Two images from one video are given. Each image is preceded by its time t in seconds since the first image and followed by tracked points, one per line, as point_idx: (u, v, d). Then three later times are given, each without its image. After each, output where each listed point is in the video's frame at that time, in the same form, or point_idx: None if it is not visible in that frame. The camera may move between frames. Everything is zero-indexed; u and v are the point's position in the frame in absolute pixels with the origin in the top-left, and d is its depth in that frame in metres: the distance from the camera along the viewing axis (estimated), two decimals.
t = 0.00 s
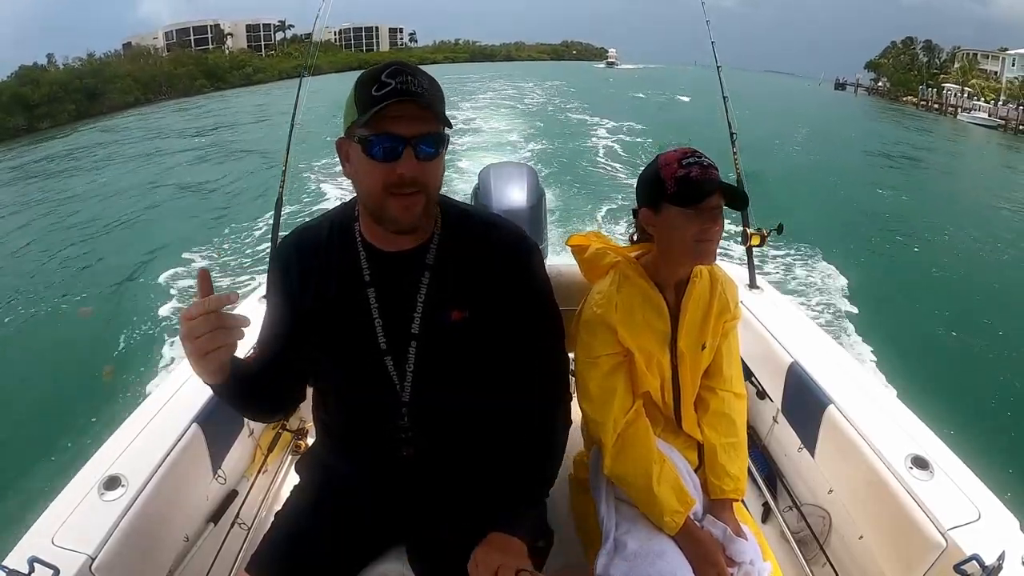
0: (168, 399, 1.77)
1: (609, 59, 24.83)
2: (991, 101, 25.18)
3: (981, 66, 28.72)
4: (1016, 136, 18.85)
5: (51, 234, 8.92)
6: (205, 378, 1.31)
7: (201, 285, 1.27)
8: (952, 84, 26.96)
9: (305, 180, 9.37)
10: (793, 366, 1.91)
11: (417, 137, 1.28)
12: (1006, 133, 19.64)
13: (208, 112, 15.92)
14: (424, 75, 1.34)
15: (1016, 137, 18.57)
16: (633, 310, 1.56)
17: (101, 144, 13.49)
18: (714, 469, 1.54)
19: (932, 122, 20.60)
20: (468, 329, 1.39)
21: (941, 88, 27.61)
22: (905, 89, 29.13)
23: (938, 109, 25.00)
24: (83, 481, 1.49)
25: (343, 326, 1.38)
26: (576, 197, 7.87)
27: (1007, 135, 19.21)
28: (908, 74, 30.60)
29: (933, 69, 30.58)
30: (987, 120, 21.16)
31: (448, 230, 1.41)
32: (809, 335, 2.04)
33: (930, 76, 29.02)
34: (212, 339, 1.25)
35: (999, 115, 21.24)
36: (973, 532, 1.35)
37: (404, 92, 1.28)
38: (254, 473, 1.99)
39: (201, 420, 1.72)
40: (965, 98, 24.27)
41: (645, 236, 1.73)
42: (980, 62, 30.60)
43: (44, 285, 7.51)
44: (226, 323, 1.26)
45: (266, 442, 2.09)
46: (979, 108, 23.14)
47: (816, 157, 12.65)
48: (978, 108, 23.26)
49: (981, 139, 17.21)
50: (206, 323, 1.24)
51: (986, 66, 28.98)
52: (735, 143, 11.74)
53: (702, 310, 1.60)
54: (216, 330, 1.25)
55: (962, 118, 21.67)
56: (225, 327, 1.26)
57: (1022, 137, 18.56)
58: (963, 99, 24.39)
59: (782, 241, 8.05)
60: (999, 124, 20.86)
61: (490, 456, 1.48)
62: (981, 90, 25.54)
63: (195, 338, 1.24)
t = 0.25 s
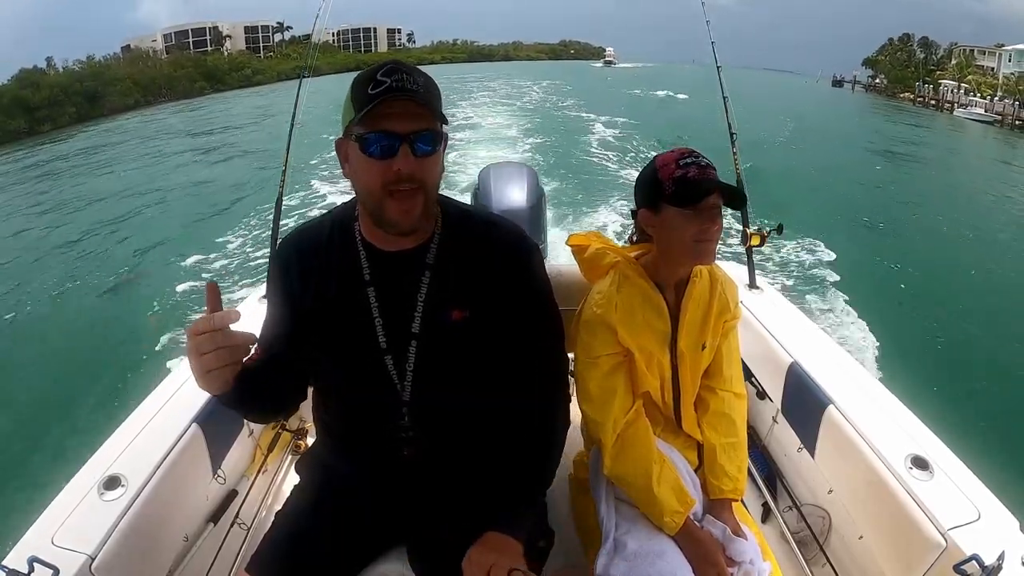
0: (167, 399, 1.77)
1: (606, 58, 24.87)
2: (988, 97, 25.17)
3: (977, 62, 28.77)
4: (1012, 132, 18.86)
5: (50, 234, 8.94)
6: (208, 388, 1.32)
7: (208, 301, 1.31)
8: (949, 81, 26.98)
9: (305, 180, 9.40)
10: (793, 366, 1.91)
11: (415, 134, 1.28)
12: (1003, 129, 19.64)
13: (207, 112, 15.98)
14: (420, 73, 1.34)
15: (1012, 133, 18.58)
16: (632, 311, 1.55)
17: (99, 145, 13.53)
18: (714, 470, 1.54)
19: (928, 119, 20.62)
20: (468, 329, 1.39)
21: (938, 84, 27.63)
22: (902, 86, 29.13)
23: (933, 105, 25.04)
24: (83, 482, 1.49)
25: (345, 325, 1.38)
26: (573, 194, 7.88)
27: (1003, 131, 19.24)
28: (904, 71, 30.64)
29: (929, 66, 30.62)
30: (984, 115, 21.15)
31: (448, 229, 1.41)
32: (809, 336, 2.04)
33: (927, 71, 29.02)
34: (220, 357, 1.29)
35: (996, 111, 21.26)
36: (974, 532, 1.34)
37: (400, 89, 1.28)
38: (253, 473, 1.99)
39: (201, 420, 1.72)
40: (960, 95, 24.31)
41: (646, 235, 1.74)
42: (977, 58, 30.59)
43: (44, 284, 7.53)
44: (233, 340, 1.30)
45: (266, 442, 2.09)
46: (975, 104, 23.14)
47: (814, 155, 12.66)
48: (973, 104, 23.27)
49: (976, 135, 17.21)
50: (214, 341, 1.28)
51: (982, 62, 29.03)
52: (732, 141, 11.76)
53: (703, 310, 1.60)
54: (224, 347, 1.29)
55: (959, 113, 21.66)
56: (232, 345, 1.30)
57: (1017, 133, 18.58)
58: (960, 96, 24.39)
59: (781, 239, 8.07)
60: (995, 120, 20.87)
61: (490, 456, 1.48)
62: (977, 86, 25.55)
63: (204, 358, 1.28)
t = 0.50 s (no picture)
0: (167, 398, 1.77)
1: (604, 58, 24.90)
2: (985, 96, 25.19)
3: (974, 62, 28.79)
4: (1009, 132, 18.88)
5: (49, 234, 8.95)
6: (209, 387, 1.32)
7: (214, 300, 1.31)
8: (946, 81, 26.99)
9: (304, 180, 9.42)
10: (793, 367, 1.91)
11: (418, 134, 1.28)
12: (1000, 128, 19.64)
13: (206, 113, 16.02)
14: (422, 73, 1.34)
15: (1010, 132, 18.58)
16: (633, 310, 1.55)
17: (99, 145, 13.56)
18: (714, 470, 1.54)
19: (925, 118, 20.63)
20: (470, 329, 1.39)
21: (935, 84, 27.65)
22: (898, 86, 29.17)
23: (930, 105, 25.07)
24: (83, 481, 1.49)
25: (346, 323, 1.38)
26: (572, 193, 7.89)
27: (1001, 130, 19.26)
28: (901, 71, 30.67)
29: (926, 65, 30.65)
30: (981, 115, 21.16)
31: (450, 230, 1.42)
32: (809, 336, 2.04)
33: (924, 71, 29.05)
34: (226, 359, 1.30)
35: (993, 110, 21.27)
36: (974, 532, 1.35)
37: (403, 90, 1.28)
38: (253, 473, 1.99)
39: (201, 420, 1.72)
40: (957, 95, 24.33)
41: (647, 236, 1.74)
42: (974, 58, 30.60)
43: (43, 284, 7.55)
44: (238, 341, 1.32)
45: (266, 442, 2.09)
46: (971, 103, 23.15)
47: (812, 154, 12.67)
48: (970, 104, 23.27)
49: (974, 135, 17.23)
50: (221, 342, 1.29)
51: (979, 62, 29.04)
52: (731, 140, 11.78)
53: (704, 310, 1.60)
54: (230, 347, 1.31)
55: (956, 113, 21.67)
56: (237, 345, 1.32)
57: (1015, 133, 18.59)
58: (957, 95, 24.40)
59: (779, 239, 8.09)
60: (992, 120, 20.89)
61: (490, 456, 1.48)
62: (974, 85, 25.56)
63: (210, 359, 1.29)
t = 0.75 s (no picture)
0: (167, 398, 1.77)
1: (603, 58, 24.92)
2: (982, 98, 25.23)
3: (971, 65, 28.87)
4: (1007, 134, 18.92)
5: (48, 233, 8.95)
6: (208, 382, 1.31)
7: (214, 292, 1.30)
8: (943, 83, 27.04)
9: (305, 180, 9.41)
10: (792, 366, 1.91)
11: (419, 136, 1.28)
12: (998, 130, 19.65)
13: (205, 112, 16.02)
14: (421, 73, 1.33)
15: (1007, 134, 18.62)
16: (632, 310, 1.55)
17: (99, 143, 13.58)
18: (713, 470, 1.54)
19: (923, 120, 20.65)
20: (469, 329, 1.40)
21: (933, 86, 27.69)
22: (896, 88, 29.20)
23: (928, 107, 25.11)
24: (82, 481, 1.49)
25: (346, 323, 1.38)
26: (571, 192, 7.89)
27: (998, 132, 19.29)
28: (898, 73, 30.73)
29: (924, 67, 30.70)
30: (978, 116, 21.20)
31: (449, 230, 1.42)
32: (808, 336, 2.04)
33: (921, 74, 29.10)
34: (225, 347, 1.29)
35: (989, 112, 21.32)
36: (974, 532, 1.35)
37: (403, 93, 1.28)
38: (253, 473, 1.99)
39: (201, 420, 1.72)
40: (954, 97, 24.39)
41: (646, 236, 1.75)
42: (971, 61, 30.67)
43: (42, 283, 7.54)
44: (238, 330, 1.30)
45: (265, 442, 2.09)
46: (968, 105, 23.20)
47: (811, 155, 12.68)
48: (967, 106, 23.32)
49: (971, 137, 17.26)
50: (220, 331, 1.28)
51: (976, 65, 29.13)
52: (731, 140, 11.77)
53: (703, 310, 1.60)
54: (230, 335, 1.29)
55: (953, 115, 21.70)
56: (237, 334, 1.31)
57: (1012, 135, 18.63)
58: (954, 98, 24.44)
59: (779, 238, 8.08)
60: (989, 122, 20.94)
61: (490, 456, 1.48)
62: (971, 88, 25.60)
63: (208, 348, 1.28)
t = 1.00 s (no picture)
0: (167, 398, 1.77)
1: (602, 59, 24.93)
2: (980, 101, 25.27)
3: (969, 68, 28.94)
4: (1004, 136, 18.94)
5: (48, 232, 8.95)
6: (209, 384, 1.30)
7: (217, 292, 1.30)
8: (941, 85, 27.11)
9: (305, 180, 9.42)
10: (792, 366, 1.91)
11: (420, 136, 1.28)
12: (996, 132, 19.70)
13: (206, 112, 16.04)
14: (422, 73, 1.34)
15: (1005, 136, 18.64)
16: (632, 310, 1.55)
17: (99, 141, 13.59)
18: (713, 469, 1.54)
19: (922, 122, 20.69)
20: (470, 329, 1.40)
21: (931, 89, 27.74)
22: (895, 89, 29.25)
23: (925, 108, 25.14)
24: (83, 481, 1.49)
25: (346, 323, 1.38)
26: (571, 192, 7.89)
27: (996, 134, 19.33)
28: (897, 74, 30.75)
29: (922, 69, 30.73)
30: (976, 118, 21.25)
31: (449, 230, 1.42)
32: (808, 336, 2.04)
33: (920, 76, 29.16)
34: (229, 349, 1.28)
35: (987, 114, 21.35)
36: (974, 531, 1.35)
37: (403, 92, 1.28)
38: (253, 473, 1.99)
39: (201, 420, 1.72)
40: (952, 99, 24.42)
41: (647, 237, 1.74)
42: (970, 63, 30.73)
43: (42, 282, 7.54)
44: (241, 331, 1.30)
45: (265, 442, 2.09)
46: (966, 107, 23.24)
47: (811, 156, 12.70)
48: (965, 107, 23.35)
49: (969, 139, 17.28)
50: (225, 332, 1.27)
51: (974, 66, 29.19)
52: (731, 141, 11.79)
53: (703, 309, 1.60)
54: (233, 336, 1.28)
55: (952, 117, 21.74)
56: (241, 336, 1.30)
57: (1009, 137, 18.66)
58: (952, 100, 24.49)
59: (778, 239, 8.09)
60: (986, 124, 20.97)
61: (491, 456, 1.48)
62: (969, 90, 25.65)
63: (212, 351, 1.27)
